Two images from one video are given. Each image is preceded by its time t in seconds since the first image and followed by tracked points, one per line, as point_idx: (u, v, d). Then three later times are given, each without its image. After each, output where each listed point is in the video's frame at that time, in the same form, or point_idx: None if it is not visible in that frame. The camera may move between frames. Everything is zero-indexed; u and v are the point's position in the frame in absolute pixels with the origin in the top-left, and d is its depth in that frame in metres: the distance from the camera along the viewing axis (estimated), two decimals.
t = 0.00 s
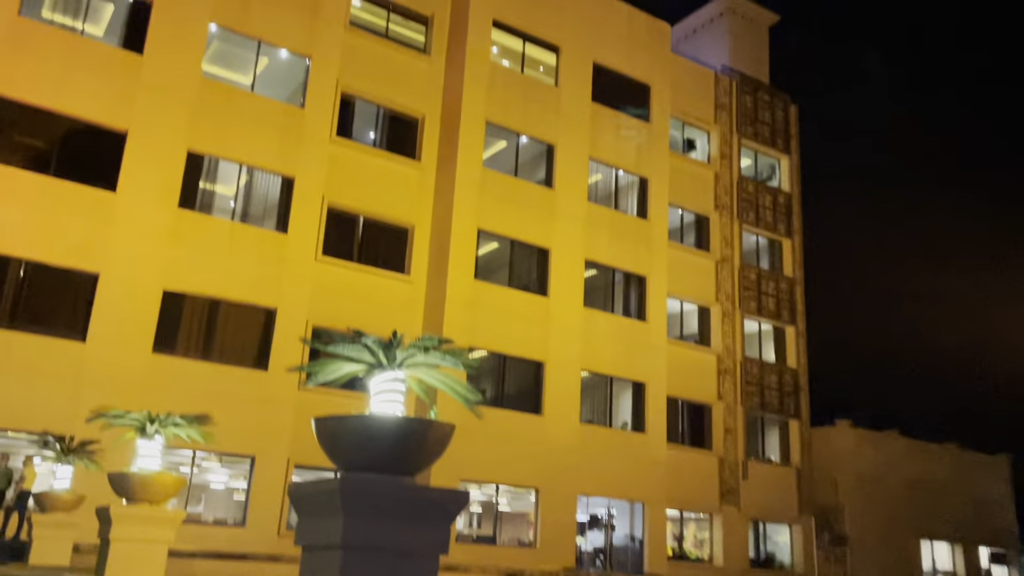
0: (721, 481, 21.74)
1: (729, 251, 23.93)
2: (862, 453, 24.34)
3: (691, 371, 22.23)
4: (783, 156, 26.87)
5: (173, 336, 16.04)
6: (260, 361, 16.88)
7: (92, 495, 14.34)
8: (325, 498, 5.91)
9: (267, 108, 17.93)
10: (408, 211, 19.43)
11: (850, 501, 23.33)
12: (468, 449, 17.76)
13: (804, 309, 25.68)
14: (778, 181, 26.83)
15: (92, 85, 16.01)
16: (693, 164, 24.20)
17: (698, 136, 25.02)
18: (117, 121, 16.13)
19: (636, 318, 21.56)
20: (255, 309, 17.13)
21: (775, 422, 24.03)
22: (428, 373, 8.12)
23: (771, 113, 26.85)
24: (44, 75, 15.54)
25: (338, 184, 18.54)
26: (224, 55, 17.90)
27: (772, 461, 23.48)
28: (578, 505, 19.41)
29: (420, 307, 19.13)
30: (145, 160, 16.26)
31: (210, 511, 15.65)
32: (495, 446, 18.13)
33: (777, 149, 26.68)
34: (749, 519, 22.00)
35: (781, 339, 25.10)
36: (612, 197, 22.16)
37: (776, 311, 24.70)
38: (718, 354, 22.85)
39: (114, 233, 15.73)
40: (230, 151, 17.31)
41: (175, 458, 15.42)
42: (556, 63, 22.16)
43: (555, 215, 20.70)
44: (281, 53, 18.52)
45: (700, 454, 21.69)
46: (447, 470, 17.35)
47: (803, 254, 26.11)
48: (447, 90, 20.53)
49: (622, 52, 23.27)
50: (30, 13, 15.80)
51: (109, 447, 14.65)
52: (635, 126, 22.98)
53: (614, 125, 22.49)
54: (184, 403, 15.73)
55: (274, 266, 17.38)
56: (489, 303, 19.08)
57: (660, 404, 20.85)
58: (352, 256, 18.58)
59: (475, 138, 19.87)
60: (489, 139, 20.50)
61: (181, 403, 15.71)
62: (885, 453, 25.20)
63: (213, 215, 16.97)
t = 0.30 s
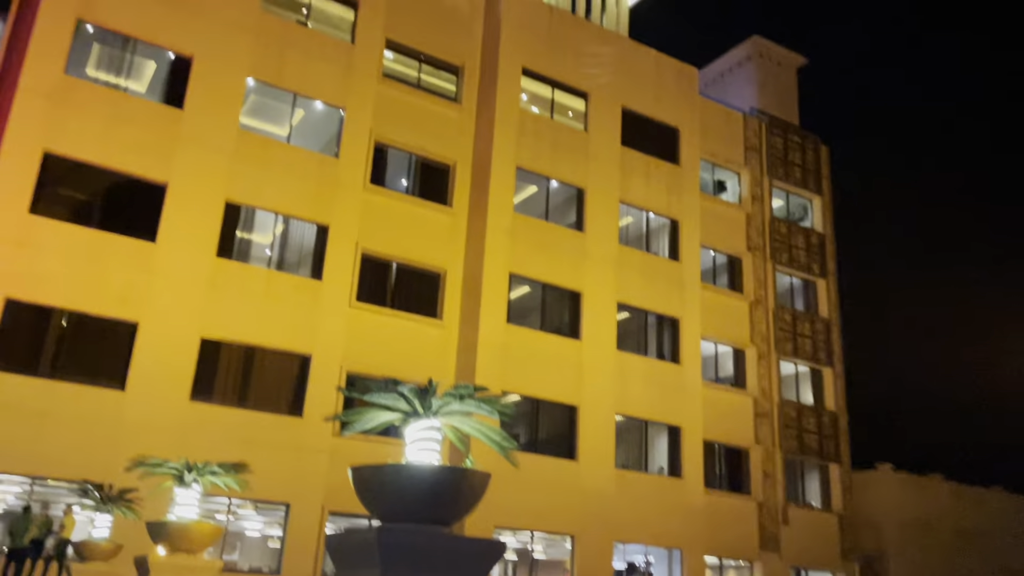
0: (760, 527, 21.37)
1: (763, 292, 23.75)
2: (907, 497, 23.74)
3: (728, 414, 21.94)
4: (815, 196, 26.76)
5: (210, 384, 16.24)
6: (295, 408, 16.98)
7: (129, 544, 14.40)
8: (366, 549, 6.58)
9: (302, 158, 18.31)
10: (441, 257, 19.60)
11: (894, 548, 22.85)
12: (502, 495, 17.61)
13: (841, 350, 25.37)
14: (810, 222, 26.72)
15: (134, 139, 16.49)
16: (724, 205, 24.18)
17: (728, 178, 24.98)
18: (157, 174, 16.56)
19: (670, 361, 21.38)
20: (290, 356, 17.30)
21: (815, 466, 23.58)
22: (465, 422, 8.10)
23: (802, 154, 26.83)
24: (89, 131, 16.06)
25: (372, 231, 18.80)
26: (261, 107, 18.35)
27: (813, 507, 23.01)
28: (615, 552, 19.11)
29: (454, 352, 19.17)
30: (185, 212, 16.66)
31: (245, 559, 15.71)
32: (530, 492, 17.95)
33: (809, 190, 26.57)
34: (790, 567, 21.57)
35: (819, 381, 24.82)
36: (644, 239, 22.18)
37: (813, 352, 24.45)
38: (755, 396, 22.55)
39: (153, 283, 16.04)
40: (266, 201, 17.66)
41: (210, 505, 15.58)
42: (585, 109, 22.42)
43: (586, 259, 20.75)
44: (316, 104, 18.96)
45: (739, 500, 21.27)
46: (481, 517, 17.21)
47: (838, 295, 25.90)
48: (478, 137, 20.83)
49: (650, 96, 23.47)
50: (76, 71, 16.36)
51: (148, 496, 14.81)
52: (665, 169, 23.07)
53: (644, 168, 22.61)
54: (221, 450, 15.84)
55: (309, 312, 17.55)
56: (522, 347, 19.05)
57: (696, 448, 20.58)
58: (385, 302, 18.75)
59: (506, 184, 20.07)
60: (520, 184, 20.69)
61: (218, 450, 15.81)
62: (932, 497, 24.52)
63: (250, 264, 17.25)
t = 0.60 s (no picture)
0: (831, 559, 20.69)
1: (825, 316, 23.25)
2: (985, 527, 22.80)
3: (794, 442, 21.38)
4: (878, 217, 26.17)
5: (273, 416, 16.49)
6: (356, 439, 17.11)
7: None
8: None
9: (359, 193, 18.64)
10: (496, 287, 19.68)
11: None
12: (563, 527, 17.44)
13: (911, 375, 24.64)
14: (874, 243, 26.11)
15: (199, 179, 17.00)
16: (783, 228, 23.80)
17: (786, 202, 24.59)
18: (221, 212, 17.03)
19: (731, 388, 21.00)
20: (350, 388, 17.45)
21: (887, 495, 22.83)
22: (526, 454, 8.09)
23: (863, 174, 26.31)
24: (156, 172, 16.62)
25: (428, 263, 18.97)
26: (319, 144, 18.75)
27: (885, 537, 22.24)
28: None
29: (511, 382, 19.14)
30: (247, 248, 17.06)
31: None
32: (591, 523, 17.72)
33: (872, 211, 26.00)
34: None
35: (888, 407, 24.13)
36: (700, 265, 21.94)
37: (880, 377, 23.80)
38: (821, 423, 21.97)
39: (218, 318, 16.40)
40: (325, 236, 17.99)
41: (274, 537, 15.80)
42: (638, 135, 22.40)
43: (643, 285, 20.60)
44: (372, 140, 19.30)
45: (807, 530, 20.70)
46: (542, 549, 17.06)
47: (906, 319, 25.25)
48: (531, 167, 20.95)
49: (704, 121, 23.34)
50: (144, 115, 16.98)
51: (213, 528, 15.02)
52: (721, 193, 22.84)
53: (699, 193, 22.42)
54: (285, 483, 16.05)
55: (367, 344, 17.74)
56: (580, 376, 18.90)
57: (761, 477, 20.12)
58: (442, 333, 18.84)
59: (560, 213, 20.10)
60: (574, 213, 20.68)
61: (282, 483, 16.02)
62: (1012, 527, 23.50)
63: (310, 297, 17.52)
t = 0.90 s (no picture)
0: (936, 566, 19.86)
1: (921, 313, 22.33)
2: None
3: (892, 444, 20.59)
4: (975, 209, 25.03)
5: (362, 424, 16.84)
6: (442, 446, 17.32)
7: None
8: None
9: (440, 203, 18.88)
10: (577, 291, 19.62)
11: None
12: (652, 533, 17.21)
13: (1016, 373, 23.50)
14: (972, 237, 24.98)
15: (285, 195, 17.51)
16: (873, 223, 23.03)
17: (876, 196, 23.76)
18: (307, 227, 17.50)
19: (823, 390, 20.40)
20: (435, 395, 17.67)
21: (993, 500, 21.79)
22: (614, 460, 7.99)
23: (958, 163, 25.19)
24: (245, 190, 17.19)
25: (509, 270, 19.05)
26: (399, 156, 19.08)
27: (993, 544, 21.22)
28: None
29: (595, 387, 19.05)
30: (332, 260, 17.48)
31: None
32: (681, 529, 17.44)
33: (968, 202, 24.93)
34: None
35: (993, 408, 22.94)
36: (786, 264, 21.40)
37: (982, 376, 22.74)
38: (920, 425, 21.12)
39: (306, 329, 16.84)
40: (408, 246, 18.28)
41: (367, 544, 16.10)
42: (718, 134, 22.01)
43: (727, 286, 20.22)
44: (450, 150, 19.53)
45: (908, 536, 19.93)
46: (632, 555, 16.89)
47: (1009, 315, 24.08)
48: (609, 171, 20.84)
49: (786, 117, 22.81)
50: (232, 135, 17.61)
51: (309, 534, 15.44)
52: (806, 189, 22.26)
53: (783, 191, 21.89)
54: (375, 489, 16.34)
55: (452, 351, 17.92)
56: (664, 380, 18.65)
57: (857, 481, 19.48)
58: (524, 339, 18.88)
59: (640, 215, 19.89)
60: (654, 215, 20.45)
61: (373, 490, 16.32)
62: None
63: (393, 307, 17.83)
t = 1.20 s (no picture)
0: None
1: None
2: None
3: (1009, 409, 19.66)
4: None
5: (459, 396, 17.16)
6: (538, 416, 17.49)
7: (401, 547, 15.68)
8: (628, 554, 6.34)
9: (529, 175, 18.88)
10: (670, 260, 19.38)
11: None
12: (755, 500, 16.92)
13: None
14: None
15: (377, 173, 17.84)
16: (983, 178, 21.95)
17: (987, 148, 22.75)
18: (399, 204, 17.80)
19: (933, 353, 19.57)
20: (530, 367, 17.83)
21: None
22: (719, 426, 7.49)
23: None
24: (339, 170, 17.63)
25: (600, 239, 18.95)
26: (486, 131, 19.17)
27: None
28: (885, 562, 17.64)
29: (689, 355, 18.87)
30: (425, 236, 17.77)
31: (502, 564, 16.42)
32: (785, 497, 17.06)
33: None
34: None
35: None
36: (890, 223, 20.63)
37: None
38: None
39: (403, 305, 17.21)
40: (498, 219, 18.39)
41: (468, 512, 16.46)
42: (813, 92, 21.21)
43: (827, 249, 19.56)
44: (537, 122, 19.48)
45: None
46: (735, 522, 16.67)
47: None
48: (700, 135, 20.40)
49: (887, 70, 21.80)
50: (325, 118, 18.08)
51: (413, 502, 15.97)
52: (910, 145, 21.28)
53: (886, 147, 20.97)
54: (475, 459, 16.63)
55: (545, 323, 18.00)
56: (763, 346, 18.22)
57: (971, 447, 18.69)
58: (616, 308, 18.78)
59: (734, 178, 19.38)
60: (749, 178, 19.89)
61: (472, 460, 16.62)
62: None
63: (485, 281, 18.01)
